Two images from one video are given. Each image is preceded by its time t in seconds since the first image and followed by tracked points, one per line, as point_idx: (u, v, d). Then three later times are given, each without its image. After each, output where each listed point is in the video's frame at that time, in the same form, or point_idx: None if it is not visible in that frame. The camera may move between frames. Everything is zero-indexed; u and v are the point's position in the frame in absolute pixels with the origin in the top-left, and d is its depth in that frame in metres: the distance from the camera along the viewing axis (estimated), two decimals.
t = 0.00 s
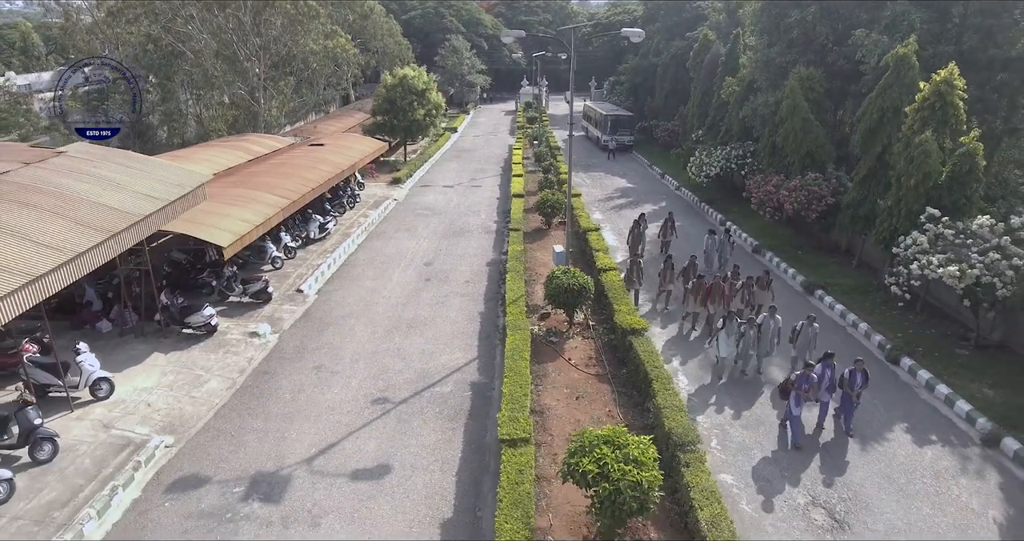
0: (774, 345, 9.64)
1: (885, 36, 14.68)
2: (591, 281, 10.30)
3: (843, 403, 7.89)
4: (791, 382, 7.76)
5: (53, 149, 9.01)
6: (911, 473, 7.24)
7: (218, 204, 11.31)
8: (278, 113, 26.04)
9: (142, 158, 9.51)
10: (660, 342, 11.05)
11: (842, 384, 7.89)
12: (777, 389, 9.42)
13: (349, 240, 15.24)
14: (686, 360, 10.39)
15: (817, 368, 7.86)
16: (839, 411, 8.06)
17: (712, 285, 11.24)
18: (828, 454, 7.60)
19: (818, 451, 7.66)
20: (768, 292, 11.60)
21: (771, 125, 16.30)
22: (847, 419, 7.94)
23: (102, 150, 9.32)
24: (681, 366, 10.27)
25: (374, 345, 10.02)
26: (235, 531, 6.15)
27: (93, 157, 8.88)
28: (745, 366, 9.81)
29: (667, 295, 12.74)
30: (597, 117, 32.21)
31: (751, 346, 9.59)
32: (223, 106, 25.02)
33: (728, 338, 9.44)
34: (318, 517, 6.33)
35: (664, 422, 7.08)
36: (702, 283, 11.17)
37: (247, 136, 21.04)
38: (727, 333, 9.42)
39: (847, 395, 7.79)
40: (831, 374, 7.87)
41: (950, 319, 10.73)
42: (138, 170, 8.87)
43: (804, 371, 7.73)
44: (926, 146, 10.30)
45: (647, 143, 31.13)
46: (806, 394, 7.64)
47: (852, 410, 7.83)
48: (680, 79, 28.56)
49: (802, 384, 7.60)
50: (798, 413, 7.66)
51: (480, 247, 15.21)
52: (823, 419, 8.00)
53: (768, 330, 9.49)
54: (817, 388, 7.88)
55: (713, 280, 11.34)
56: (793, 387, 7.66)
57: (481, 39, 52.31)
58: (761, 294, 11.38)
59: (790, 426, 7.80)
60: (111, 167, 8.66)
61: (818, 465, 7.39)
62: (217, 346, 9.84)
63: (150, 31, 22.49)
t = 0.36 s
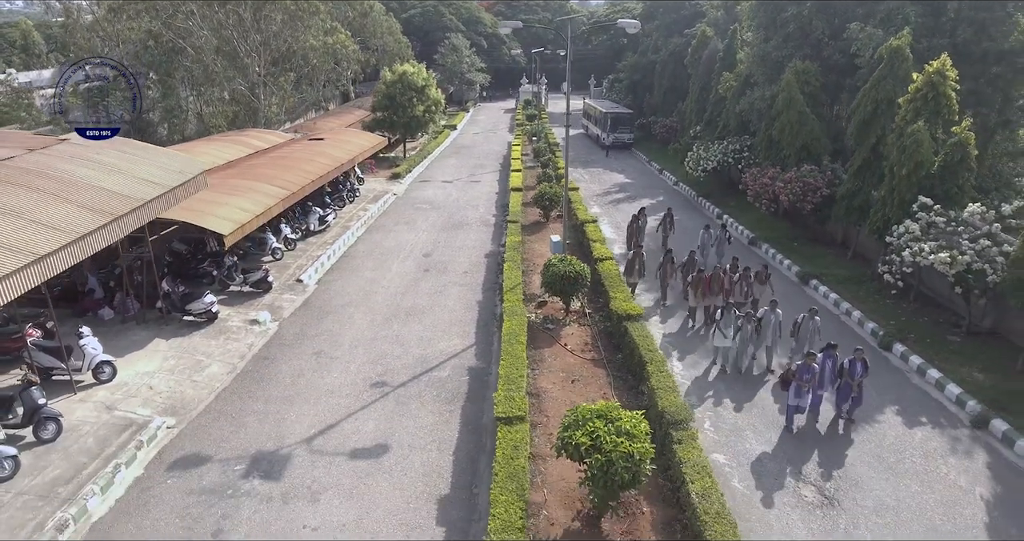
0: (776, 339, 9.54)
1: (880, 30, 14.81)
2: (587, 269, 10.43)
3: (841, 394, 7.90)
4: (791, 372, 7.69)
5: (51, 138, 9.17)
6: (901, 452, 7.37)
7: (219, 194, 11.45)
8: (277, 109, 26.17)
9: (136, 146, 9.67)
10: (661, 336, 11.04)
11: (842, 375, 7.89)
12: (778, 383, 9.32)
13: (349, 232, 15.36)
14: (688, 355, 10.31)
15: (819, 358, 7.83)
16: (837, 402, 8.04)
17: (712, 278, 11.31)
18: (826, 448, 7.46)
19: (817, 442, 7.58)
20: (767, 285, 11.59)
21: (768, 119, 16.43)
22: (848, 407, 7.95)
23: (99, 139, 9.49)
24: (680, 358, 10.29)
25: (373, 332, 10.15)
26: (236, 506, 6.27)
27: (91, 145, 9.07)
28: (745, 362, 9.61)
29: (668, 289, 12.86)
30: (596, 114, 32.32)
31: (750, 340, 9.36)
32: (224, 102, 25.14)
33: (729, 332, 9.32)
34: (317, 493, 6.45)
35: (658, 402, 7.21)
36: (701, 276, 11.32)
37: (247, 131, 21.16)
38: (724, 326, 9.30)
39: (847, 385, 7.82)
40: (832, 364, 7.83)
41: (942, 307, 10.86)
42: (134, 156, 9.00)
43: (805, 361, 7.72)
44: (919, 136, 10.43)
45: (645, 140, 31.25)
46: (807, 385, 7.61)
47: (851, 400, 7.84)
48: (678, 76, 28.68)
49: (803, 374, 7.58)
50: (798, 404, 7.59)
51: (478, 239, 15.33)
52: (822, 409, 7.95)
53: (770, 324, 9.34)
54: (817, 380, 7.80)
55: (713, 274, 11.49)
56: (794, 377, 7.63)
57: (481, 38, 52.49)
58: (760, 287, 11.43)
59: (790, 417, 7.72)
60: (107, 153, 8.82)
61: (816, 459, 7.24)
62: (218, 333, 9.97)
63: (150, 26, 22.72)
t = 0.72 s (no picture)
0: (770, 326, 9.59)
1: (867, 22, 15.02)
2: (577, 254, 10.55)
3: (837, 382, 7.81)
4: (787, 364, 7.53)
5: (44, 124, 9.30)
6: (882, 427, 7.54)
7: (213, 182, 11.56)
8: (271, 105, 26.22)
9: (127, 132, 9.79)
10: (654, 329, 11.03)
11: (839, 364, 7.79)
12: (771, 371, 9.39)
13: (343, 224, 15.46)
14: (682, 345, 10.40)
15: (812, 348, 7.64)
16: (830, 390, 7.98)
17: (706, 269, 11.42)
18: (822, 435, 7.39)
19: (814, 430, 7.50)
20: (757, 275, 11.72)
21: (757, 111, 16.60)
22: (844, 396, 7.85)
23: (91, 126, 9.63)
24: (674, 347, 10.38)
25: (366, 317, 10.27)
26: (230, 479, 6.38)
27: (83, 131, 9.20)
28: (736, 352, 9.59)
29: (662, 280, 12.99)
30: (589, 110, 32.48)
31: (743, 325, 9.47)
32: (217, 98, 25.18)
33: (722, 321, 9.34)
34: (310, 467, 6.56)
35: (644, 378, 7.38)
36: (695, 266, 11.40)
37: (241, 126, 21.22)
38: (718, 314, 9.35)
39: (842, 374, 7.73)
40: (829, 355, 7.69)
41: (927, 292, 11.06)
42: (127, 142, 9.14)
43: (801, 351, 7.50)
44: (902, 123, 10.61)
45: (639, 135, 31.42)
46: (803, 376, 7.41)
47: (846, 389, 7.76)
48: (671, 71, 28.86)
49: (799, 365, 7.37)
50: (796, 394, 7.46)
51: (471, 230, 15.45)
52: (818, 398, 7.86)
53: (763, 311, 9.41)
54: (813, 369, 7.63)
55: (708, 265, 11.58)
56: (790, 367, 7.43)
57: (475, 36, 52.63)
58: (752, 277, 11.55)
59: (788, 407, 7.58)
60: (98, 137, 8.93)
61: (812, 447, 7.15)
62: (212, 318, 10.07)
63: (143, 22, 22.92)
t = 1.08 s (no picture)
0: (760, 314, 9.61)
1: (852, 14, 15.24)
2: (565, 239, 10.70)
3: (829, 369, 7.71)
4: (781, 347, 7.48)
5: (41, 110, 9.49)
6: (862, 400, 7.74)
7: (206, 170, 11.67)
8: (263, 101, 26.25)
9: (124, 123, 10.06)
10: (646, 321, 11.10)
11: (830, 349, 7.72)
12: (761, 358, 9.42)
13: (335, 215, 15.55)
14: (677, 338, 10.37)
15: (804, 334, 7.63)
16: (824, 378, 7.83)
17: (698, 259, 11.49)
18: (814, 421, 7.34)
19: (804, 416, 7.44)
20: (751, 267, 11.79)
21: (745, 102, 16.80)
22: (835, 383, 7.74)
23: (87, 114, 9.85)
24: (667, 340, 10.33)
25: (358, 302, 10.38)
26: (223, 453, 6.48)
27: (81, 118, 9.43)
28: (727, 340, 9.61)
29: (654, 271, 13.09)
30: (580, 106, 32.65)
31: (734, 314, 9.48)
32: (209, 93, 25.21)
33: (713, 310, 9.30)
34: (301, 440, 6.69)
35: (630, 353, 7.56)
36: (686, 256, 11.52)
37: (232, 119, 21.25)
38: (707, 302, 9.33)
39: (835, 359, 7.64)
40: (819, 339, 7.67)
41: (909, 276, 11.27)
42: (123, 129, 9.36)
43: (794, 336, 7.47)
44: (884, 110, 10.82)
45: (630, 131, 31.62)
46: (797, 361, 7.32)
47: (838, 375, 7.66)
48: (661, 67, 29.06)
49: (793, 350, 7.32)
50: (788, 380, 7.35)
51: (463, 220, 15.58)
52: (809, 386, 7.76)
53: (752, 298, 9.44)
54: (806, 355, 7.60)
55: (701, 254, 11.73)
56: (784, 352, 7.36)
57: (467, 34, 52.74)
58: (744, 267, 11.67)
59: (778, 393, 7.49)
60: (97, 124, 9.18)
61: (805, 431, 7.15)
62: (204, 304, 10.16)
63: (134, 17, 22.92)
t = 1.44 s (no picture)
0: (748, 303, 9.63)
1: (833, 7, 15.48)
2: (551, 226, 10.85)
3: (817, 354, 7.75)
4: (771, 337, 7.48)
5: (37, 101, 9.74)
6: (840, 377, 7.95)
7: (194, 160, 11.74)
8: (251, 96, 26.22)
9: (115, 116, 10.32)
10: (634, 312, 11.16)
11: (818, 336, 7.74)
12: (750, 347, 9.47)
13: (324, 207, 15.62)
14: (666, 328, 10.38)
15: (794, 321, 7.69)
16: (813, 365, 7.85)
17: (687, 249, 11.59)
18: (803, 409, 7.29)
19: (794, 403, 7.41)
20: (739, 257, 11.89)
21: (730, 94, 17.01)
22: (823, 369, 7.80)
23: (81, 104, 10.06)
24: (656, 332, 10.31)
25: (346, 289, 10.47)
26: (212, 431, 6.56)
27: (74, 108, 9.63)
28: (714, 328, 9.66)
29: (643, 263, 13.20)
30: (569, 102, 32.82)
31: (722, 303, 9.52)
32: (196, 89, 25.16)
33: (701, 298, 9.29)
34: (290, 419, 6.78)
35: (613, 332, 7.72)
36: (675, 247, 11.61)
37: (220, 114, 21.23)
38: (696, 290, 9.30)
39: (823, 345, 7.69)
40: (808, 326, 7.76)
41: (888, 261, 11.50)
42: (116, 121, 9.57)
43: (783, 324, 7.47)
44: (862, 97, 11.04)
45: (618, 126, 31.81)
46: (786, 349, 7.32)
47: (827, 360, 7.72)
48: (648, 63, 29.28)
49: (783, 338, 7.32)
50: (777, 369, 7.31)
51: (451, 212, 15.68)
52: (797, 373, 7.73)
53: (740, 286, 9.47)
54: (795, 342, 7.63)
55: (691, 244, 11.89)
56: (774, 340, 7.35)
57: (456, 32, 52.82)
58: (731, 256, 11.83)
59: (768, 383, 7.45)
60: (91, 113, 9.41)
61: (794, 419, 7.09)
62: (193, 292, 10.21)
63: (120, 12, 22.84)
